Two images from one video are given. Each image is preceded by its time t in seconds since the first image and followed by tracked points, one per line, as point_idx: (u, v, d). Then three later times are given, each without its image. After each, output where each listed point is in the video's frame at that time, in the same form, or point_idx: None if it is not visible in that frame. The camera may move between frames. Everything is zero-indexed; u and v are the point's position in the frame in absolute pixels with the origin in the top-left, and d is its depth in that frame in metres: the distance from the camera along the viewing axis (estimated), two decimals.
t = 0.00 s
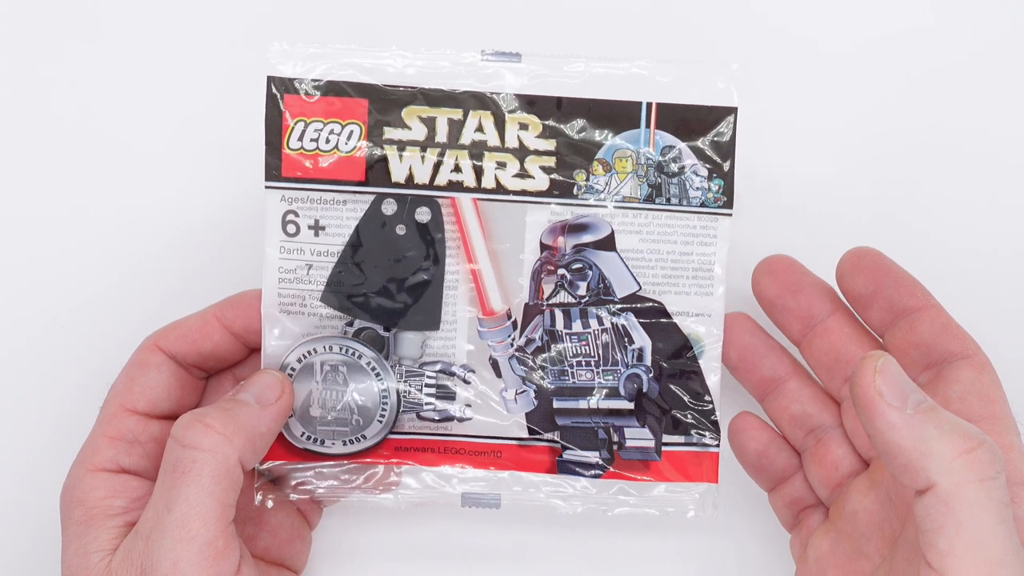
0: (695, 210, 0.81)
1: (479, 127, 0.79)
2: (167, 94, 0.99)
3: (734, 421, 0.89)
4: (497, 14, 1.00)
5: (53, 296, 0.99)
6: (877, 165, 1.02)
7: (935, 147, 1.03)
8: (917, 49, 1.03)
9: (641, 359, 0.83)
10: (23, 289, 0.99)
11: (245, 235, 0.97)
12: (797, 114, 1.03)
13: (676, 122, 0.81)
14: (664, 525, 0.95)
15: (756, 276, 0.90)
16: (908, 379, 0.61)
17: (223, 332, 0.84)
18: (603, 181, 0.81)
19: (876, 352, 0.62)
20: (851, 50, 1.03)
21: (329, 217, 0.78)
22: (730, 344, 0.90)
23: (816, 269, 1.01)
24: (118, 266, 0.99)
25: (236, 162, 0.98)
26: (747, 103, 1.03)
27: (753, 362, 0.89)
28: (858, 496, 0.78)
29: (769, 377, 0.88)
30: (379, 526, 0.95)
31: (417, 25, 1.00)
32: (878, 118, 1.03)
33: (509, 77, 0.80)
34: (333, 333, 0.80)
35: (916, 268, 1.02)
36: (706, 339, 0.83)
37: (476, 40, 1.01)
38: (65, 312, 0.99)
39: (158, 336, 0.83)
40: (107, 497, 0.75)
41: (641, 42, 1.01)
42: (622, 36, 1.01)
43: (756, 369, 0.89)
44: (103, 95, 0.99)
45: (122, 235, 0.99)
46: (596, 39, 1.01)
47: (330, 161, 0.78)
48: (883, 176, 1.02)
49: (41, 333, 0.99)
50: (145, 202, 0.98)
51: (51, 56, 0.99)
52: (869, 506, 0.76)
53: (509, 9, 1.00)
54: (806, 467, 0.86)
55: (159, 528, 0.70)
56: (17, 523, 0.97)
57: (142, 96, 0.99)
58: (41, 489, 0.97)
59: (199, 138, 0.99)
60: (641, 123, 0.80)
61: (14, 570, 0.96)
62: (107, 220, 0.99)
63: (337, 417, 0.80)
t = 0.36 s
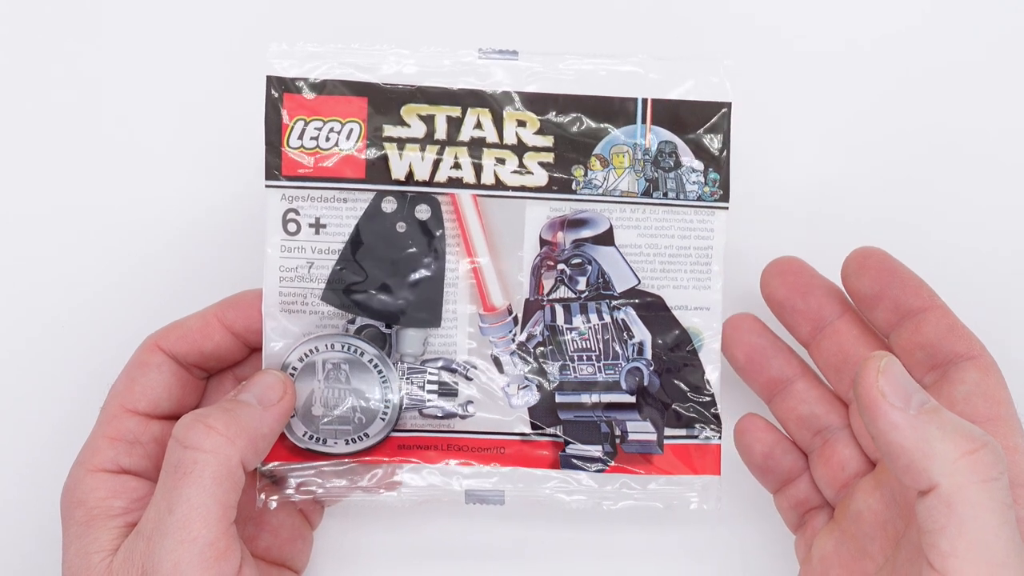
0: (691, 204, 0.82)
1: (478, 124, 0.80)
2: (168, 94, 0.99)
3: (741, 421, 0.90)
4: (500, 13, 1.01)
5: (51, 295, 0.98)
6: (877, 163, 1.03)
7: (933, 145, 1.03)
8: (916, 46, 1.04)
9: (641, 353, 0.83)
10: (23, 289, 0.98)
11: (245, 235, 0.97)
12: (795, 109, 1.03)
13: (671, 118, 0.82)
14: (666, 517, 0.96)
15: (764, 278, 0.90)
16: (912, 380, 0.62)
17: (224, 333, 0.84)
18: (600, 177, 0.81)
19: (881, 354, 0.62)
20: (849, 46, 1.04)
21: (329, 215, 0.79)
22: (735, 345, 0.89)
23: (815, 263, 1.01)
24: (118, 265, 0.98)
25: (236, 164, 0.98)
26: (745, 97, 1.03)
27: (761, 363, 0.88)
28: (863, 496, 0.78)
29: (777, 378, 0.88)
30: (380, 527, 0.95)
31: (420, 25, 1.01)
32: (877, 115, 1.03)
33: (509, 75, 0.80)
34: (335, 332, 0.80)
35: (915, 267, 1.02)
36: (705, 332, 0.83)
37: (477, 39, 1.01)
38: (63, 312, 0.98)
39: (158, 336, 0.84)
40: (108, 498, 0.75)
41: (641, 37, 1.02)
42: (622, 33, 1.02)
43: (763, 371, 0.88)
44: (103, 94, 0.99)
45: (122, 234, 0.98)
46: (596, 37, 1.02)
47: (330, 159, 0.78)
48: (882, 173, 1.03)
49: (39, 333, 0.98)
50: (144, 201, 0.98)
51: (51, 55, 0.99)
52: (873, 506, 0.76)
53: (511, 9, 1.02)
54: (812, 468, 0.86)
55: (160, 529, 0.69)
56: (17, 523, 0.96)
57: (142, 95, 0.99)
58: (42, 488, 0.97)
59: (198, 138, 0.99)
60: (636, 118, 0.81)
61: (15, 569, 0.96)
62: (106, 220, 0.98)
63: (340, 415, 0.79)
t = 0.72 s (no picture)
0: (688, 202, 0.82)
1: (476, 124, 0.80)
2: (168, 93, 0.99)
3: (752, 420, 0.88)
4: (501, 13, 1.02)
5: (50, 295, 0.98)
6: (875, 162, 1.04)
7: (931, 143, 1.04)
8: (912, 44, 1.05)
9: (640, 351, 0.83)
10: (22, 289, 0.98)
11: (247, 234, 0.97)
12: (794, 107, 1.04)
13: (667, 116, 0.82)
14: (667, 514, 0.96)
15: (778, 275, 0.90)
16: (926, 382, 0.61)
17: (223, 333, 0.84)
18: (598, 175, 0.82)
19: (895, 355, 0.61)
20: (846, 45, 1.05)
21: (329, 215, 0.79)
22: (748, 342, 0.88)
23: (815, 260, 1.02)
24: (118, 264, 0.98)
25: (238, 164, 0.98)
26: (743, 94, 1.04)
27: (774, 361, 0.88)
28: (875, 497, 0.78)
29: (790, 376, 0.88)
30: (381, 527, 0.94)
31: (421, 26, 1.01)
32: (874, 114, 1.04)
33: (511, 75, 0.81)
34: (335, 331, 0.80)
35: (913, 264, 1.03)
36: (704, 329, 0.84)
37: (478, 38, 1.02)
38: (62, 311, 0.98)
39: (158, 337, 0.84)
40: (108, 498, 0.76)
41: (641, 36, 1.03)
42: (622, 31, 1.03)
43: (776, 369, 0.88)
44: (104, 93, 0.99)
45: (122, 233, 0.98)
46: (597, 36, 1.03)
47: (329, 159, 0.78)
48: (879, 171, 1.04)
49: (39, 332, 0.98)
50: (144, 201, 0.98)
51: (52, 54, 0.99)
52: (886, 508, 0.76)
53: (512, 9, 1.02)
54: (824, 468, 0.86)
55: (161, 530, 0.69)
56: (17, 523, 0.95)
57: (143, 95, 0.99)
58: (42, 489, 0.96)
59: (199, 138, 0.99)
60: (633, 118, 0.82)
61: (15, 570, 0.95)
62: (107, 219, 0.98)
63: (340, 416, 0.79)
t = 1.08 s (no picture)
0: (688, 201, 0.83)
1: (476, 124, 0.81)
2: (169, 93, 0.99)
3: (755, 418, 0.88)
4: (501, 14, 1.03)
5: (50, 295, 0.98)
6: (874, 162, 1.04)
7: (929, 143, 1.05)
8: (912, 44, 1.05)
9: (641, 350, 0.83)
10: (22, 289, 0.97)
11: (248, 234, 0.97)
12: (793, 107, 1.05)
13: (666, 117, 0.83)
14: (668, 512, 0.96)
15: (792, 273, 0.91)
16: (928, 387, 0.62)
17: (224, 334, 0.84)
18: (598, 175, 0.82)
19: (896, 360, 0.62)
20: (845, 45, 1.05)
21: (330, 216, 0.79)
22: (761, 339, 0.89)
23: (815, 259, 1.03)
24: (118, 264, 0.98)
25: (239, 164, 0.98)
26: (743, 94, 1.05)
27: (786, 359, 0.88)
28: (880, 499, 0.78)
29: (802, 375, 0.88)
30: (383, 527, 0.94)
31: (422, 27, 1.01)
32: (873, 114, 1.05)
33: (512, 76, 0.81)
34: (335, 332, 0.80)
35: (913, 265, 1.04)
36: (704, 329, 0.84)
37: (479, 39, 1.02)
38: (62, 311, 0.98)
39: (159, 337, 0.84)
40: (109, 499, 0.76)
41: (641, 36, 1.04)
42: (622, 31, 1.04)
43: (789, 368, 0.88)
44: (105, 93, 0.99)
45: (123, 233, 0.98)
46: (596, 36, 1.03)
47: (330, 160, 0.79)
48: (878, 171, 1.04)
49: (39, 332, 0.97)
50: (145, 201, 0.98)
51: (53, 54, 0.99)
52: (890, 509, 0.76)
53: (512, 9, 1.03)
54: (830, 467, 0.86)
55: (161, 532, 0.69)
56: (16, 523, 0.95)
57: (143, 94, 0.99)
58: (41, 489, 0.96)
59: (200, 138, 0.99)
60: (632, 118, 0.82)
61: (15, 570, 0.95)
62: (108, 219, 0.98)
63: (341, 417, 0.79)
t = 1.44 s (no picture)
0: (685, 199, 0.83)
1: (474, 124, 0.81)
2: (170, 94, 0.99)
3: (726, 367, 0.77)
4: (499, 14, 1.03)
5: (51, 295, 0.98)
6: (870, 160, 1.05)
7: (924, 141, 1.05)
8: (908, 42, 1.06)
9: (639, 347, 0.84)
10: (22, 289, 0.98)
11: (247, 234, 0.98)
12: (789, 105, 1.06)
13: (663, 115, 0.83)
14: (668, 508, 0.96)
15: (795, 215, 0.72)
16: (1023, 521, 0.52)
17: (224, 333, 0.84)
18: (596, 174, 0.83)
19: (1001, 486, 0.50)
20: (842, 44, 1.06)
21: (329, 215, 0.79)
22: (752, 287, 0.75)
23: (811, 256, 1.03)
24: (118, 264, 0.98)
25: (239, 164, 0.99)
26: (739, 92, 1.06)
27: (778, 313, 0.75)
28: (883, 543, 0.68)
29: (789, 341, 0.75)
30: (383, 525, 0.94)
31: (420, 27, 1.02)
32: (868, 112, 1.06)
33: (511, 75, 0.82)
34: (335, 330, 0.80)
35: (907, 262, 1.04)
36: (702, 325, 0.84)
37: (477, 38, 1.03)
38: (63, 311, 0.98)
39: (159, 337, 0.84)
40: (109, 498, 0.76)
41: (638, 34, 1.04)
42: (619, 30, 1.04)
43: (775, 326, 0.75)
44: (105, 94, 0.99)
45: (123, 233, 0.98)
46: (593, 35, 1.04)
47: (329, 159, 0.79)
48: (874, 169, 1.05)
49: (40, 332, 0.97)
50: (144, 201, 0.98)
51: (52, 55, 0.99)
52: (895, 558, 0.67)
53: (510, 9, 1.03)
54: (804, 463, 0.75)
55: (162, 530, 0.69)
56: (16, 523, 0.95)
57: (143, 95, 0.99)
58: (41, 489, 0.96)
59: (199, 139, 0.99)
60: (629, 117, 0.83)
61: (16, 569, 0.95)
62: (108, 219, 0.98)
63: (342, 415, 0.80)
